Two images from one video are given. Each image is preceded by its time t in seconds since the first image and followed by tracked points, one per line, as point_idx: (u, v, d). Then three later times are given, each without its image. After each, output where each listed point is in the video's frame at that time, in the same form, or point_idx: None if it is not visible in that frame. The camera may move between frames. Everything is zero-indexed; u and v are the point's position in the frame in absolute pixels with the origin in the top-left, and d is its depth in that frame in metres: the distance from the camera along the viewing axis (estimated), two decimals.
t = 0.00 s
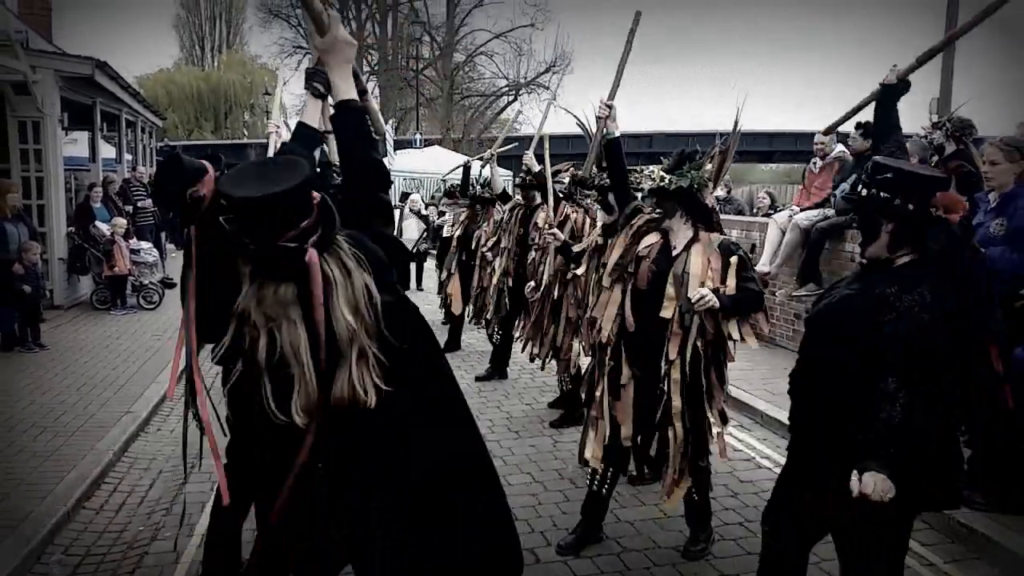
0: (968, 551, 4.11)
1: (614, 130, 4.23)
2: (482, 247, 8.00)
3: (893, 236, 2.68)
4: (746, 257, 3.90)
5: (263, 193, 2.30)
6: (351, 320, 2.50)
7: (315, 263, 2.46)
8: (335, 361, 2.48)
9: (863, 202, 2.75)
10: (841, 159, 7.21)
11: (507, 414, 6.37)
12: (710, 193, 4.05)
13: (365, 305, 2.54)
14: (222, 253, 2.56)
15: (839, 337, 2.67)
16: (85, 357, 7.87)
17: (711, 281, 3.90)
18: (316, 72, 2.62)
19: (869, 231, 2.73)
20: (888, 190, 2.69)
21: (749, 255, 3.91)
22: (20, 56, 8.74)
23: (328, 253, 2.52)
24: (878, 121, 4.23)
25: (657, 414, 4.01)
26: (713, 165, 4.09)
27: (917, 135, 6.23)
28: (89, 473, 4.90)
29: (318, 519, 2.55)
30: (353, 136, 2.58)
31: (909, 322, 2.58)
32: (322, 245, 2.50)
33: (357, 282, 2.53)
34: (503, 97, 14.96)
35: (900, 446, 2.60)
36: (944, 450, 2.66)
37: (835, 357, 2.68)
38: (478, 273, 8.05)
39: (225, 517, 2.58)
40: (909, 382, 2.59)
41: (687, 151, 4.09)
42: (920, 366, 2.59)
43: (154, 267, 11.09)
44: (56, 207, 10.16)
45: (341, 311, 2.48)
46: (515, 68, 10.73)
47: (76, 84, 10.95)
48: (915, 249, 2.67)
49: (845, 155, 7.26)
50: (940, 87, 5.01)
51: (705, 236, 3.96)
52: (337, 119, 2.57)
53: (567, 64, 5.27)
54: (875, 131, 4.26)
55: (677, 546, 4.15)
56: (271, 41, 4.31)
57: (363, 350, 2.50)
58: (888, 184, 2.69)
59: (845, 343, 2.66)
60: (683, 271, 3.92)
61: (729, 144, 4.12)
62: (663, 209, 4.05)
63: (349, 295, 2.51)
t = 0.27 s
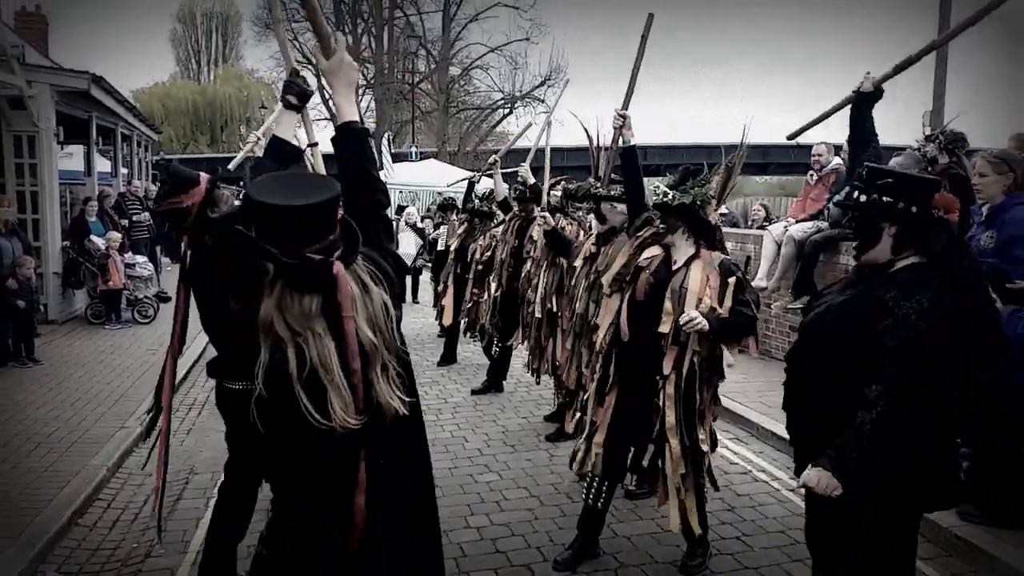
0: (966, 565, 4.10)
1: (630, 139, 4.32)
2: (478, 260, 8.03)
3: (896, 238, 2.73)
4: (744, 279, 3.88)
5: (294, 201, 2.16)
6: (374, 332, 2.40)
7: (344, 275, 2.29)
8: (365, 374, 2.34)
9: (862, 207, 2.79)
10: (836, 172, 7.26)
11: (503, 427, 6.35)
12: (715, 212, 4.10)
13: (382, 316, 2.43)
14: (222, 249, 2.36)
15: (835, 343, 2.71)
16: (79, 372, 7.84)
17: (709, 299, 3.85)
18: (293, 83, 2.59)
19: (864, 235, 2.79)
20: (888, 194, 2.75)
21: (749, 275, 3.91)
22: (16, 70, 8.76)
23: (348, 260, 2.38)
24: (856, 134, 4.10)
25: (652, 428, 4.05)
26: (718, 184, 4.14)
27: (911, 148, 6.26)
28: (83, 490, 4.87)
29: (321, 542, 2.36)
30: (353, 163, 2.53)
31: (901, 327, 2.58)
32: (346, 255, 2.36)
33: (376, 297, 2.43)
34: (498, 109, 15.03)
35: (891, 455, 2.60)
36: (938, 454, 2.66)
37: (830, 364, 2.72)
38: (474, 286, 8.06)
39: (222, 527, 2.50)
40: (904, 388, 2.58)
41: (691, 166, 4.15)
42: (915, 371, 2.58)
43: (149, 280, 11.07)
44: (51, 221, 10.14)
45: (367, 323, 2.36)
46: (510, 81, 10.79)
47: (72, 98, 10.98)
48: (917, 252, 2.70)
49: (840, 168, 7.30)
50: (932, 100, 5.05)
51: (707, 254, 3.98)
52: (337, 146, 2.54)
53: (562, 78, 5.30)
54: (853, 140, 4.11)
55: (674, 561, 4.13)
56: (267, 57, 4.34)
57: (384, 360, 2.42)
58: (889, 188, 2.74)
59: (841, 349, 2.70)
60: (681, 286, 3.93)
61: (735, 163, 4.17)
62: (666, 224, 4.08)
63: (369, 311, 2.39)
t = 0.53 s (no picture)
0: None
1: (640, 153, 4.24)
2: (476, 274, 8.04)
3: (886, 246, 2.79)
4: (745, 298, 3.85)
5: (308, 215, 2.20)
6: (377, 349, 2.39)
7: (350, 291, 2.27)
8: (367, 390, 2.33)
9: (855, 215, 2.80)
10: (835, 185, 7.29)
11: (502, 441, 6.34)
12: (717, 229, 4.06)
13: (385, 334, 2.43)
14: (223, 249, 2.29)
15: (807, 358, 2.82)
16: (76, 386, 7.83)
17: (711, 316, 3.84)
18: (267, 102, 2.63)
19: (855, 243, 2.80)
20: (880, 202, 2.79)
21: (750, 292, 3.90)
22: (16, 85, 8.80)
23: (354, 276, 2.38)
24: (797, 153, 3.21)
25: (647, 442, 4.05)
26: (722, 202, 4.13)
27: (908, 162, 6.28)
28: (79, 505, 4.85)
29: (318, 556, 2.33)
30: (360, 183, 2.54)
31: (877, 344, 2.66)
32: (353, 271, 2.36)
33: (380, 315, 2.41)
34: (497, 123, 15.10)
35: (890, 460, 2.59)
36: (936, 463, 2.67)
37: (804, 377, 2.82)
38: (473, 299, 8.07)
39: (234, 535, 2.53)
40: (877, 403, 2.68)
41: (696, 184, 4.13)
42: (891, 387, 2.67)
43: (147, 293, 11.05)
44: (50, 234, 10.14)
45: (371, 340, 2.36)
46: (509, 95, 10.86)
47: (71, 112, 11.00)
48: (905, 260, 2.79)
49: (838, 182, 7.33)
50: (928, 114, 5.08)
51: (709, 271, 3.97)
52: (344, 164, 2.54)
53: (560, 91, 5.32)
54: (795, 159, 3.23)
55: None
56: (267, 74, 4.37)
57: (386, 378, 2.42)
58: (883, 197, 2.79)
59: (813, 363, 2.80)
60: (681, 302, 3.93)
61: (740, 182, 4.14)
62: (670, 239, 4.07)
63: (371, 329, 2.38)
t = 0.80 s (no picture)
0: None
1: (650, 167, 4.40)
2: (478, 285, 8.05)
3: (880, 261, 2.84)
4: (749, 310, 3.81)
5: (301, 222, 2.25)
6: (373, 358, 2.40)
7: (338, 297, 2.31)
8: (360, 398, 2.35)
9: (852, 235, 2.82)
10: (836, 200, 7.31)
11: (503, 454, 6.33)
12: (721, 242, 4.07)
13: (383, 344, 2.43)
14: (214, 256, 2.44)
15: (807, 366, 2.83)
16: (77, 396, 7.82)
17: (712, 329, 3.82)
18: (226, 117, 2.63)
19: (853, 260, 2.82)
20: (875, 218, 2.85)
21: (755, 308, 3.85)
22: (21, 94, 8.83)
23: (349, 285, 2.40)
24: (764, 170, 3.27)
25: (647, 455, 4.04)
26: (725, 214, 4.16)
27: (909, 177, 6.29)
28: (79, 516, 4.83)
29: (314, 561, 2.34)
30: (364, 192, 2.55)
31: (875, 353, 2.69)
32: (349, 280, 2.39)
33: (377, 326, 2.42)
34: (500, 134, 15.15)
35: (887, 466, 2.73)
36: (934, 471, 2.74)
37: (802, 386, 2.83)
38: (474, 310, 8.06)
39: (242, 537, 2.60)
40: (874, 413, 2.73)
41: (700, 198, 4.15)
42: (889, 397, 2.71)
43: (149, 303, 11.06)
44: (52, 244, 10.15)
45: (365, 348, 2.37)
46: (512, 107, 10.91)
47: (76, 122, 11.05)
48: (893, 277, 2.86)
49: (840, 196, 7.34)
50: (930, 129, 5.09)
51: (713, 285, 3.96)
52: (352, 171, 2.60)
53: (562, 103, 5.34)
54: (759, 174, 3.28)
55: None
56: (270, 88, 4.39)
57: (382, 388, 2.42)
58: (879, 214, 2.86)
59: (811, 371, 2.81)
60: (684, 314, 3.93)
61: (744, 189, 4.23)
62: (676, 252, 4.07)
63: (368, 340, 2.38)
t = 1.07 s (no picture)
0: None
1: (657, 183, 4.43)
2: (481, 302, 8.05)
3: (876, 275, 2.96)
4: (734, 328, 3.84)
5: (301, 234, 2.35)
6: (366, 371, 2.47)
7: (331, 308, 2.39)
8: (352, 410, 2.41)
9: (858, 252, 2.91)
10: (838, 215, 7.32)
11: (506, 470, 6.30)
12: (717, 257, 4.06)
13: (376, 358, 2.50)
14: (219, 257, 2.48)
15: (807, 366, 2.93)
16: (80, 413, 7.81)
17: (695, 345, 3.85)
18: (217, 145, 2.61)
19: (856, 275, 2.92)
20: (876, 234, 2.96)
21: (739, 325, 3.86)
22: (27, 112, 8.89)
23: (342, 300, 2.47)
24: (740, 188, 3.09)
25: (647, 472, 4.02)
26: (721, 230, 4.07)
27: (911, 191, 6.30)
28: (82, 533, 4.81)
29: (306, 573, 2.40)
30: (363, 210, 2.56)
31: (875, 353, 2.83)
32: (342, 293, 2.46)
33: (370, 341, 2.48)
34: (502, 150, 15.21)
35: (887, 466, 2.83)
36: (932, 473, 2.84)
37: (803, 386, 2.92)
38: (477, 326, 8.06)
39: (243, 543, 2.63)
40: (874, 413, 2.84)
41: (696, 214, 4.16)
42: (889, 397, 2.83)
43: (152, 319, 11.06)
44: (56, 261, 10.18)
45: (357, 361, 2.44)
46: (515, 124, 10.96)
47: (81, 140, 11.12)
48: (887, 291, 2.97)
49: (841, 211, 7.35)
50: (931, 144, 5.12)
51: (703, 300, 3.96)
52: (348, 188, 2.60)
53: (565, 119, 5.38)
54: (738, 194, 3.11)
55: None
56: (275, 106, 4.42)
57: (374, 400, 2.47)
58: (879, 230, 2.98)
59: (812, 371, 2.92)
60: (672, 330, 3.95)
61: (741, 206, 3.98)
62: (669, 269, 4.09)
63: (361, 355, 2.46)
